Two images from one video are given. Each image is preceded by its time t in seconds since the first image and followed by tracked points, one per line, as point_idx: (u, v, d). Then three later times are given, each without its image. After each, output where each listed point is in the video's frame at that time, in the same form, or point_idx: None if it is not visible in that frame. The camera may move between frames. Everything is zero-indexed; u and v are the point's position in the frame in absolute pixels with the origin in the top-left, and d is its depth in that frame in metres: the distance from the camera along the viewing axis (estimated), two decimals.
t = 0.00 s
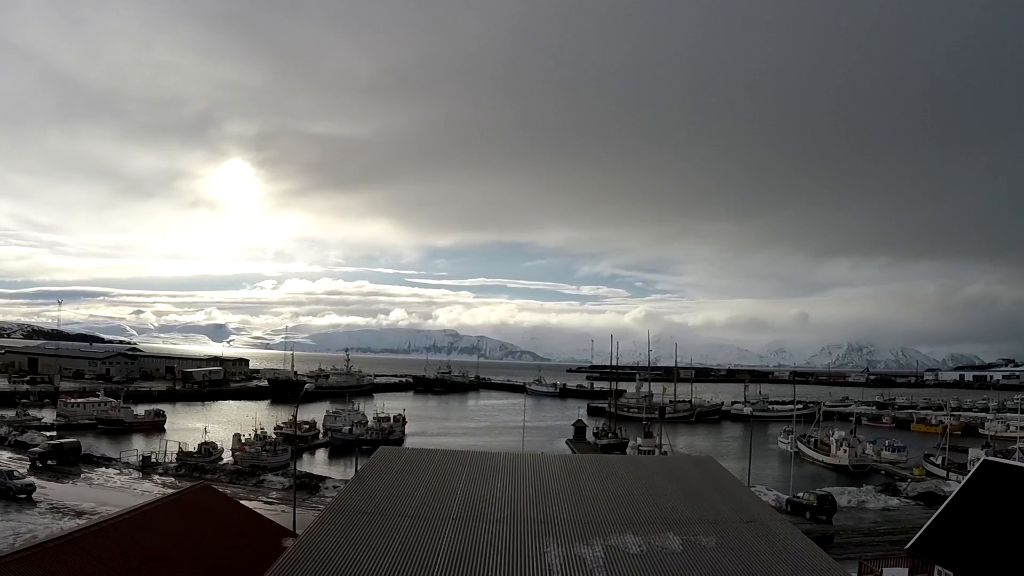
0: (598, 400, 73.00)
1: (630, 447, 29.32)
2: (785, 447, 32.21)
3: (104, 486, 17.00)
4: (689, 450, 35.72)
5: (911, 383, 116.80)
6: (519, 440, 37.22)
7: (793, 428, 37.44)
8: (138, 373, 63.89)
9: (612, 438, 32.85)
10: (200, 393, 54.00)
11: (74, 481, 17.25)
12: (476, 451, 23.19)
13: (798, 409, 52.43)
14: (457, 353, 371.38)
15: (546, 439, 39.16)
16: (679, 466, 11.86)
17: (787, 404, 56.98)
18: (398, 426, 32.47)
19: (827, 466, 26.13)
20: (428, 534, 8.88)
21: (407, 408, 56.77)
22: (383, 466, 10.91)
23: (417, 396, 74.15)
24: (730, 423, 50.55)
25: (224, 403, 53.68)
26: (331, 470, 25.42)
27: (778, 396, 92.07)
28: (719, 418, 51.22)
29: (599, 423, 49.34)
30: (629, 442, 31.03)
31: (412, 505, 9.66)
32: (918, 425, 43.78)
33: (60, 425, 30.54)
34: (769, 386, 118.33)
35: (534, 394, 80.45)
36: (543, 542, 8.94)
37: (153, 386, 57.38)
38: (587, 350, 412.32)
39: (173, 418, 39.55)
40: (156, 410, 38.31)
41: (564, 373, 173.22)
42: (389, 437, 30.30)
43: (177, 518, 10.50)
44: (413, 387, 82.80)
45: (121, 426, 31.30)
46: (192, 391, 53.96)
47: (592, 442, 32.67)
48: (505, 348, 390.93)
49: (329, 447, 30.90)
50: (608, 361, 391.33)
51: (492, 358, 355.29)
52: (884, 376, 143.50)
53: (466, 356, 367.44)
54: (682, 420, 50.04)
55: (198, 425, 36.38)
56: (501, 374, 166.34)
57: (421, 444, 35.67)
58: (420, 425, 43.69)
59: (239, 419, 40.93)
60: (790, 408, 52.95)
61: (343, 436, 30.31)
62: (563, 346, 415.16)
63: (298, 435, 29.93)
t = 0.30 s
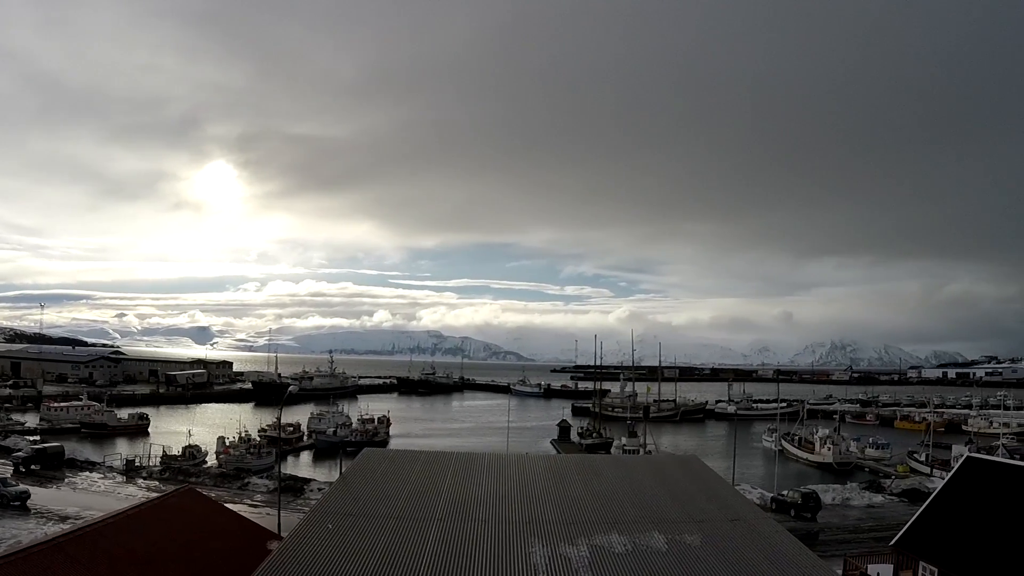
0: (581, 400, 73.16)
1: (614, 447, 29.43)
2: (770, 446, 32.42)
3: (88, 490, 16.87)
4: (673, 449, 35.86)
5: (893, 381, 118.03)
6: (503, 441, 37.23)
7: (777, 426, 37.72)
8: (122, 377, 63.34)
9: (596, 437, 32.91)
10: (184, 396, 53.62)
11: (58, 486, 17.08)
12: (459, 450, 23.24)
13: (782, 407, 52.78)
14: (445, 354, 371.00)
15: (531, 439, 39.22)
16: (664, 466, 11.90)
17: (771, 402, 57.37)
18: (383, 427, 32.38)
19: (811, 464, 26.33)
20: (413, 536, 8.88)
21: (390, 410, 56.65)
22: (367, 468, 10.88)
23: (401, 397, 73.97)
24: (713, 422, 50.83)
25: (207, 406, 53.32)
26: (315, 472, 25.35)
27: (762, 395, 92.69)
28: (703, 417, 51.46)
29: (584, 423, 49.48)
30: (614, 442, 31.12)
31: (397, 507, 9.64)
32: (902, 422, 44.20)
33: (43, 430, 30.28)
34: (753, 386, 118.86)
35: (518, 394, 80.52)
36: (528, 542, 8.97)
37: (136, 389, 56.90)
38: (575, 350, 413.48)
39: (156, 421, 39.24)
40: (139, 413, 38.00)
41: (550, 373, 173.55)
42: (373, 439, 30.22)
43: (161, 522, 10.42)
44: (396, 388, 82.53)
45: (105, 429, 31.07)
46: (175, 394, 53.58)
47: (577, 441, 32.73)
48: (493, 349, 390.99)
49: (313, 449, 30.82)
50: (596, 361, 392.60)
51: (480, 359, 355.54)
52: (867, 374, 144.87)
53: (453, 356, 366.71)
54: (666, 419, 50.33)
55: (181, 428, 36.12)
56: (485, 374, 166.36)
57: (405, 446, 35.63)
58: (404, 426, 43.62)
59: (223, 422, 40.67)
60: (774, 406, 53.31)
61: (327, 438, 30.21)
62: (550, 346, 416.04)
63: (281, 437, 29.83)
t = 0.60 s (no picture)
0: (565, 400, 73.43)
1: (598, 447, 29.54)
2: (753, 445, 32.63)
3: (70, 494, 16.74)
4: (657, 449, 36.03)
5: (877, 379, 119.24)
6: (486, 441, 37.24)
7: (761, 425, 37.96)
8: (104, 380, 62.74)
9: (580, 437, 33.02)
10: (167, 399, 53.23)
11: (40, 490, 16.94)
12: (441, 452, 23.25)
13: (766, 407, 53.17)
14: (433, 355, 370.70)
15: (515, 440, 39.28)
16: (647, 466, 11.96)
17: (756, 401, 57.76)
18: (367, 429, 32.34)
19: (795, 463, 26.54)
20: (398, 537, 8.90)
21: (374, 411, 56.59)
22: (351, 470, 10.87)
23: (385, 399, 73.86)
24: (697, 422, 51.13)
25: (190, 408, 52.95)
26: (298, 475, 25.29)
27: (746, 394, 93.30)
28: (687, 417, 51.74)
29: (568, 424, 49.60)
30: (598, 442, 31.25)
31: (381, 509, 9.65)
32: (885, 421, 44.60)
33: (24, 434, 29.95)
34: (737, 385, 119.62)
35: (502, 395, 80.62)
36: (513, 543, 9.00)
37: (118, 392, 56.41)
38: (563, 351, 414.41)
39: (138, 425, 38.90)
40: (120, 417, 37.64)
41: (535, 374, 173.79)
42: (358, 440, 30.19)
43: (144, 526, 10.35)
44: (380, 390, 82.33)
45: (87, 433, 30.80)
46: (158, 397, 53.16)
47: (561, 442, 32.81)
48: (481, 349, 391.26)
49: (297, 451, 30.72)
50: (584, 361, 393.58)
51: (467, 360, 355.60)
52: (851, 373, 146.02)
53: (438, 358, 365.83)
54: (650, 419, 50.59)
55: (164, 431, 35.83)
56: (470, 375, 166.33)
57: (390, 448, 35.57)
58: (389, 428, 43.54)
59: (206, 425, 40.37)
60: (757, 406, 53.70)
61: (311, 440, 30.13)
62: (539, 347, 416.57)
63: (265, 440, 29.72)
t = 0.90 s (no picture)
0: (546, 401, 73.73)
1: (579, 449, 29.65)
2: (734, 446, 32.88)
3: (48, 496, 16.57)
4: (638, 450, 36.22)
5: (857, 381, 120.62)
6: (467, 443, 37.29)
7: (741, 426, 38.29)
8: (83, 381, 62.04)
9: (561, 439, 33.12)
10: (146, 400, 52.78)
11: (18, 493, 16.76)
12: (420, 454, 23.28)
13: (746, 408, 53.60)
14: (417, 356, 370.47)
15: (495, 441, 39.34)
16: (628, 468, 12.04)
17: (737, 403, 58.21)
18: (347, 430, 32.33)
19: (775, 465, 26.77)
20: (378, 539, 8.92)
21: (354, 413, 56.49)
22: (332, 473, 10.88)
23: (366, 401, 73.75)
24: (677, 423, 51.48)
25: (170, 410, 52.51)
26: (278, 476, 25.24)
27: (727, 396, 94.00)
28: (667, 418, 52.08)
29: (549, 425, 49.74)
30: (578, 443, 31.39)
31: (361, 511, 9.66)
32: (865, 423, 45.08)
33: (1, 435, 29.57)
34: (719, 387, 120.55)
35: (483, 397, 80.76)
36: (493, 545, 9.04)
37: (96, 393, 55.82)
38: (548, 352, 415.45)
39: (117, 426, 38.52)
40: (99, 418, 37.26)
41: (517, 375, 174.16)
42: (338, 442, 30.15)
43: (124, 528, 10.30)
44: (361, 392, 82.17)
45: (65, 434, 30.48)
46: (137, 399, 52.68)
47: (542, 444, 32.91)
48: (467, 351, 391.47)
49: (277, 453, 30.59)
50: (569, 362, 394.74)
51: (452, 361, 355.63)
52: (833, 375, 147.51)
53: (422, 360, 364.58)
54: (630, 421, 50.89)
55: (144, 433, 35.50)
56: (452, 376, 166.32)
57: (370, 450, 35.50)
58: (370, 430, 43.46)
59: (186, 426, 40.05)
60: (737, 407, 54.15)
61: (291, 442, 29.99)
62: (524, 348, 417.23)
63: (245, 441, 29.56)
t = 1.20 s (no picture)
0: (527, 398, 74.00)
1: (560, 445, 29.79)
2: (714, 443, 33.18)
3: (28, 493, 16.45)
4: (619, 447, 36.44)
5: (838, 378, 122.06)
6: (448, 439, 37.34)
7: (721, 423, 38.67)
8: (63, 377, 61.36)
9: (542, 436, 33.23)
10: (126, 396, 52.37)
11: None
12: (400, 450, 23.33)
13: (726, 405, 54.05)
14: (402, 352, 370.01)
15: (477, 438, 39.42)
16: (610, 464, 12.13)
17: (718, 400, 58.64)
18: (328, 426, 32.32)
19: (755, 462, 27.03)
20: (359, 535, 8.94)
21: (334, 409, 56.39)
22: (313, 468, 10.89)
23: (348, 396, 73.59)
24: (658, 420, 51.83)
25: (150, 405, 52.09)
26: (258, 472, 25.21)
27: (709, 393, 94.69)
28: (648, 415, 52.43)
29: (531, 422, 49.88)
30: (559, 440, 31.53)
31: (343, 507, 9.68)
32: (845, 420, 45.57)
33: None
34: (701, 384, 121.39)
35: (464, 393, 80.90)
36: (475, 541, 9.10)
37: (76, 389, 55.23)
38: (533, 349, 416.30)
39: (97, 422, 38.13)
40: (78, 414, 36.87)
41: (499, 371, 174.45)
42: (320, 438, 30.12)
43: (103, 524, 10.24)
44: (342, 387, 82.00)
45: (45, 430, 30.18)
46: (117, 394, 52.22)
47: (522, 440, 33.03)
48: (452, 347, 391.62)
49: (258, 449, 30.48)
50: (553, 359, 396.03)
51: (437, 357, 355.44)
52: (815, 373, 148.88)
53: (406, 356, 364.39)
54: (611, 417, 51.16)
55: (125, 429, 35.21)
56: (434, 372, 166.12)
57: (352, 445, 35.47)
58: (352, 426, 43.41)
59: (167, 422, 39.75)
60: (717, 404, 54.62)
61: (271, 437, 29.88)
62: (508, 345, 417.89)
63: (226, 437, 29.43)
